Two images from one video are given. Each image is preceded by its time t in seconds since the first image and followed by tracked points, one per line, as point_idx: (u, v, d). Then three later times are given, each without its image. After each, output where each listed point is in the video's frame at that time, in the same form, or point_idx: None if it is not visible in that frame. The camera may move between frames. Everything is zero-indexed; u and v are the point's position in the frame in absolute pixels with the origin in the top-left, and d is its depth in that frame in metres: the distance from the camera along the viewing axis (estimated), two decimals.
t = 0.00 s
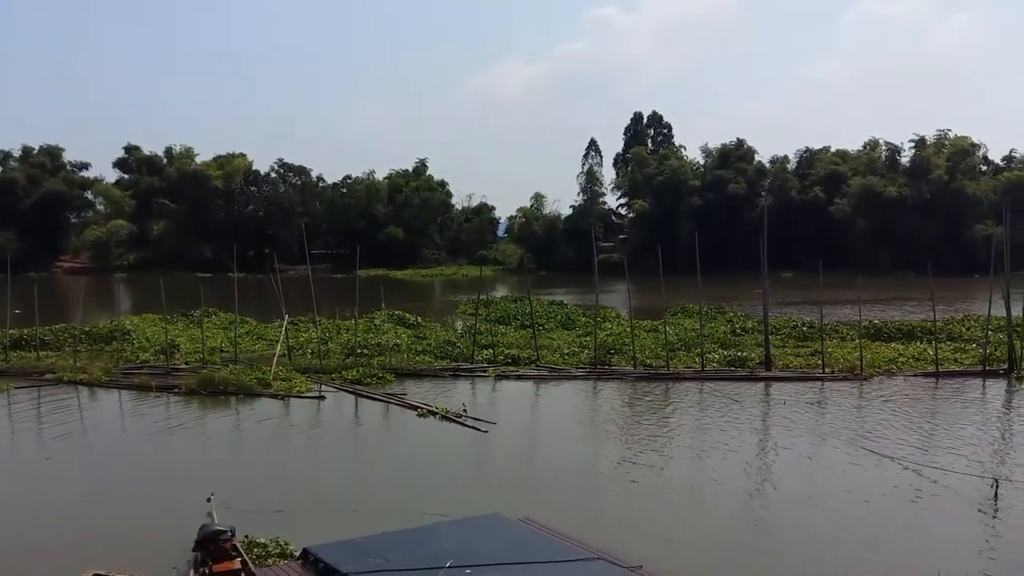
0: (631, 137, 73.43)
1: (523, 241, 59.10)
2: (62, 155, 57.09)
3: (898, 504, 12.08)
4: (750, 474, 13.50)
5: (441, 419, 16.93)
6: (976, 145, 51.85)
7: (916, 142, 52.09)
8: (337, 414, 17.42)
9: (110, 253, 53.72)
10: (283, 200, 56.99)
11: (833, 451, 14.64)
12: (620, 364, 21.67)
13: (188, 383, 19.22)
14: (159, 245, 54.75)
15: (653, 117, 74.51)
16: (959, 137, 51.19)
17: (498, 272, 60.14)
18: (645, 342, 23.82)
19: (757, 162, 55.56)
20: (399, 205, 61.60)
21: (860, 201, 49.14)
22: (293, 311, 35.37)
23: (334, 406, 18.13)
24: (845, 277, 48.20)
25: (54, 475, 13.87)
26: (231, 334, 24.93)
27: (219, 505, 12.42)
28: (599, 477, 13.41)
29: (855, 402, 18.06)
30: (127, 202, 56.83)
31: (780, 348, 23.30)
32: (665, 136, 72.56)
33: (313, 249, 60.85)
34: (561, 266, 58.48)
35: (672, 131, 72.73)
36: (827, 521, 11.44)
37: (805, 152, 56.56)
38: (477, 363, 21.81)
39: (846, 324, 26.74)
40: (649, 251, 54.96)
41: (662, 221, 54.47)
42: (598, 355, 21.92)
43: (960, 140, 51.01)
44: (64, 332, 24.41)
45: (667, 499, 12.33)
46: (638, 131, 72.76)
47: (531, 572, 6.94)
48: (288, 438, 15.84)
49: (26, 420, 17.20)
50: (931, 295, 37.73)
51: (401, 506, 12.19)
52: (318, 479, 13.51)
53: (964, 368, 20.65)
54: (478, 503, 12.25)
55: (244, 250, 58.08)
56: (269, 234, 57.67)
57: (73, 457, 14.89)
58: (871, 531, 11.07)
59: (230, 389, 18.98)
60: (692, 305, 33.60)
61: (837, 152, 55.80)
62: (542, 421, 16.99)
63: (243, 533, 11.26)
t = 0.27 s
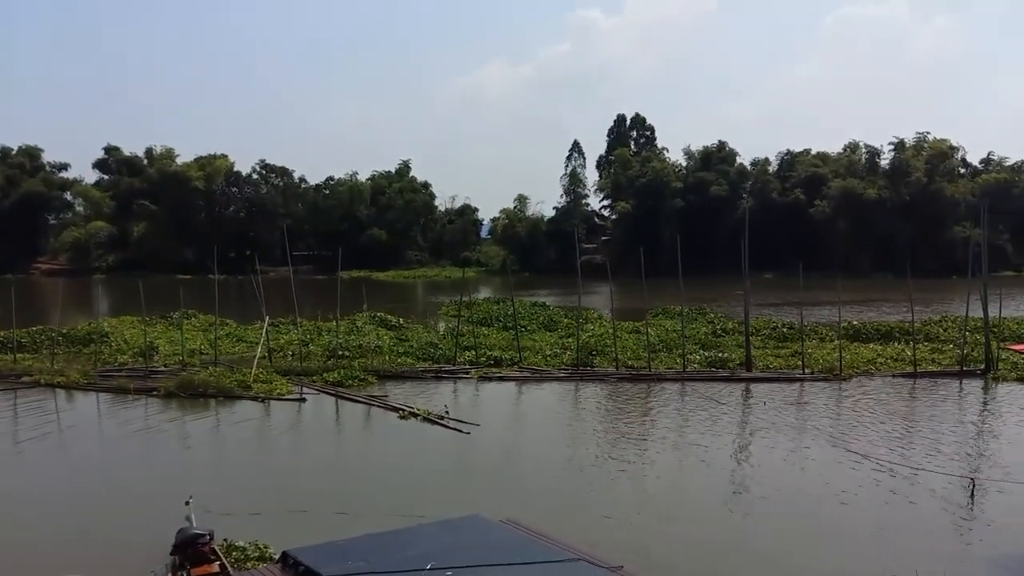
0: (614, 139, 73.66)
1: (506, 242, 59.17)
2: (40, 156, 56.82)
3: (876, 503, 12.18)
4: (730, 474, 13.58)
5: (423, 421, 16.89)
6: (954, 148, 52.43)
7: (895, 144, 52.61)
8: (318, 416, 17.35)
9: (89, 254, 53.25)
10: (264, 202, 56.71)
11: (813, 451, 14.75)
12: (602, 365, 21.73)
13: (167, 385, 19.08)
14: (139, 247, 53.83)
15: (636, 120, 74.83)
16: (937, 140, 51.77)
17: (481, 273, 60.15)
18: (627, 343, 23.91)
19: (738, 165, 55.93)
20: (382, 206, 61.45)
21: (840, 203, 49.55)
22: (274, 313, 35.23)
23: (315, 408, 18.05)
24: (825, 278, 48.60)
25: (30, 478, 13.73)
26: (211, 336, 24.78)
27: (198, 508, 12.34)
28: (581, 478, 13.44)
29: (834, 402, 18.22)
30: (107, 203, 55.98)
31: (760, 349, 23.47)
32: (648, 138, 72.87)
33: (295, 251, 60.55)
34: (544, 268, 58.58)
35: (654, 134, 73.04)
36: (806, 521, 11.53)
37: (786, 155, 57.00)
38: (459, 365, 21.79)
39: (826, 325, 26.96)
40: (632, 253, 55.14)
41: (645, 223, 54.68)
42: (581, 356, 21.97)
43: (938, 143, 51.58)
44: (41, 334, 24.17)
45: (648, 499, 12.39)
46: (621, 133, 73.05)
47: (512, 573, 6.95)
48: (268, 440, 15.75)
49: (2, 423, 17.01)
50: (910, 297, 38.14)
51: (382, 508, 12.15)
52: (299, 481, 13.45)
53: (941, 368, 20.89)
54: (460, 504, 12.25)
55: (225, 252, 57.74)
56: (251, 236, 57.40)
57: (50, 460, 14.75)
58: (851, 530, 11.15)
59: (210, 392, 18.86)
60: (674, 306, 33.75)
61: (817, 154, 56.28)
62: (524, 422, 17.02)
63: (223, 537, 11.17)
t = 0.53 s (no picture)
0: (598, 140, 73.86)
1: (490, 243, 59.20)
2: (19, 154, 56.00)
3: (861, 503, 12.27)
4: (716, 474, 13.65)
5: (409, 422, 16.86)
6: (934, 150, 53.02)
7: (875, 146, 53.13)
8: (303, 417, 17.27)
9: (70, 254, 52.72)
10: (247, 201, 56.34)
11: (798, 451, 14.86)
12: (587, 366, 21.79)
13: (150, 386, 18.92)
14: (120, 246, 53.43)
15: (619, 121, 75.10)
16: (917, 142, 52.32)
17: (465, 273, 60.14)
18: (612, 344, 23.99)
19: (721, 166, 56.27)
20: (366, 206, 61.26)
21: (822, 204, 49.93)
22: (257, 313, 35.04)
23: (300, 409, 17.97)
24: (807, 279, 49.00)
25: (10, 480, 13.57)
26: (194, 337, 24.60)
27: (183, 510, 12.25)
28: (567, 479, 13.48)
29: (817, 402, 18.39)
30: (87, 202, 55.33)
31: (744, 349, 23.63)
32: (631, 139, 73.15)
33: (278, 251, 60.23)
34: (529, 268, 58.66)
35: (638, 134, 73.32)
36: (791, 520, 11.62)
37: (768, 156, 57.42)
38: (445, 366, 21.76)
39: (808, 325, 27.19)
40: (616, 253, 55.29)
41: (628, 224, 54.86)
42: (566, 357, 22.02)
43: (918, 145, 52.15)
44: (21, 335, 23.90)
45: (634, 499, 12.45)
46: (605, 134, 73.29)
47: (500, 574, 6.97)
48: (253, 442, 15.66)
49: None
50: (890, 297, 38.55)
51: (369, 510, 12.12)
52: (284, 483, 13.39)
53: (922, 368, 21.12)
54: (447, 505, 12.25)
55: (207, 252, 57.33)
56: (233, 235, 57.06)
57: (31, 462, 14.59)
58: (835, 531, 11.20)
59: (194, 393, 18.73)
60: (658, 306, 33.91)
61: (799, 155, 56.72)
62: (510, 422, 17.04)
63: (207, 539, 11.10)
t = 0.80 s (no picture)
0: (581, 139, 73.99)
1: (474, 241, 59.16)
2: None
3: (843, 501, 12.34)
4: (700, 473, 13.70)
5: (392, 421, 16.81)
6: (914, 151, 53.50)
7: (856, 147, 53.57)
8: (285, 417, 17.18)
9: (49, 252, 52.11)
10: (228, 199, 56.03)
11: (780, 450, 14.94)
12: (570, 365, 21.82)
13: (130, 385, 18.75)
14: (101, 243, 52.63)
15: (602, 120, 75.26)
16: (898, 143, 52.78)
17: (449, 272, 60.05)
18: (595, 342, 24.03)
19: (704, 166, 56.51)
20: (349, 205, 60.98)
21: (804, 204, 50.30)
22: (239, 312, 34.81)
23: (282, 408, 17.87)
24: (789, 278, 49.32)
25: None
26: (174, 336, 24.40)
27: (163, 510, 12.15)
28: (550, 477, 13.49)
29: (799, 400, 18.53)
30: (67, 199, 54.52)
31: (726, 348, 23.76)
32: (615, 139, 73.32)
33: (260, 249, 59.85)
34: (512, 267, 58.64)
35: (621, 134, 73.49)
36: (772, 517, 11.70)
37: (750, 156, 57.74)
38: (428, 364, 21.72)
39: (789, 324, 27.38)
40: (600, 253, 55.40)
41: (612, 223, 54.99)
42: (549, 355, 22.04)
43: (899, 146, 52.61)
44: None
45: (618, 498, 12.48)
46: (589, 133, 73.41)
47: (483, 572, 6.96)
48: (235, 441, 15.55)
49: None
50: (871, 297, 38.87)
51: (351, 509, 12.07)
52: (267, 482, 13.32)
53: (903, 367, 21.32)
54: (430, 505, 12.23)
55: (188, 250, 56.85)
56: (214, 233, 56.73)
57: (9, 462, 14.42)
58: (817, 528, 11.27)
59: (174, 392, 18.58)
60: (641, 305, 34.01)
61: (781, 156, 57.07)
62: (494, 421, 17.04)
63: (188, 539, 11.01)
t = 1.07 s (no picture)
0: (570, 141, 74.11)
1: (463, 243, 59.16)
2: None
3: (830, 503, 12.40)
4: (687, 474, 13.75)
5: (380, 423, 16.76)
6: (900, 153, 53.86)
7: (843, 149, 53.91)
8: (273, 419, 17.12)
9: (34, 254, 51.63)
10: (216, 200, 55.72)
11: (768, 451, 15.00)
12: (559, 366, 21.85)
13: (117, 388, 18.63)
14: (87, 244, 52.54)
15: (591, 122, 75.39)
16: (884, 145, 53.11)
17: (437, 274, 60.00)
18: (584, 344, 24.06)
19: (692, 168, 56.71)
20: (338, 206, 60.83)
21: (791, 205, 50.72)
22: (227, 313, 34.66)
23: (269, 410, 17.82)
24: (777, 280, 49.52)
25: None
26: (161, 338, 24.27)
27: (149, 513, 12.09)
28: (537, 479, 13.50)
29: (785, 402, 18.63)
30: (53, 200, 54.26)
31: (714, 349, 23.85)
32: (604, 141, 73.48)
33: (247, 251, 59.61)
34: (501, 268, 58.64)
35: (610, 136, 73.66)
36: (759, 518, 11.76)
37: (738, 158, 58.00)
38: (417, 366, 21.69)
39: (776, 326, 27.52)
40: (589, 255, 55.48)
41: (601, 225, 55.10)
42: (538, 357, 22.06)
43: (885, 148, 52.96)
44: None
45: (605, 500, 12.50)
46: (578, 135, 73.53)
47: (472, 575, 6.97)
48: (222, 444, 15.50)
49: None
50: (858, 298, 39.07)
51: (338, 512, 12.04)
52: (253, 485, 13.28)
53: (888, 368, 21.47)
54: (418, 507, 12.21)
55: (176, 251, 56.47)
56: (201, 235, 56.46)
57: None
58: (804, 530, 11.31)
59: (161, 395, 18.49)
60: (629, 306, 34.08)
61: (769, 158, 57.33)
62: (483, 423, 17.04)
63: (174, 543, 10.95)
